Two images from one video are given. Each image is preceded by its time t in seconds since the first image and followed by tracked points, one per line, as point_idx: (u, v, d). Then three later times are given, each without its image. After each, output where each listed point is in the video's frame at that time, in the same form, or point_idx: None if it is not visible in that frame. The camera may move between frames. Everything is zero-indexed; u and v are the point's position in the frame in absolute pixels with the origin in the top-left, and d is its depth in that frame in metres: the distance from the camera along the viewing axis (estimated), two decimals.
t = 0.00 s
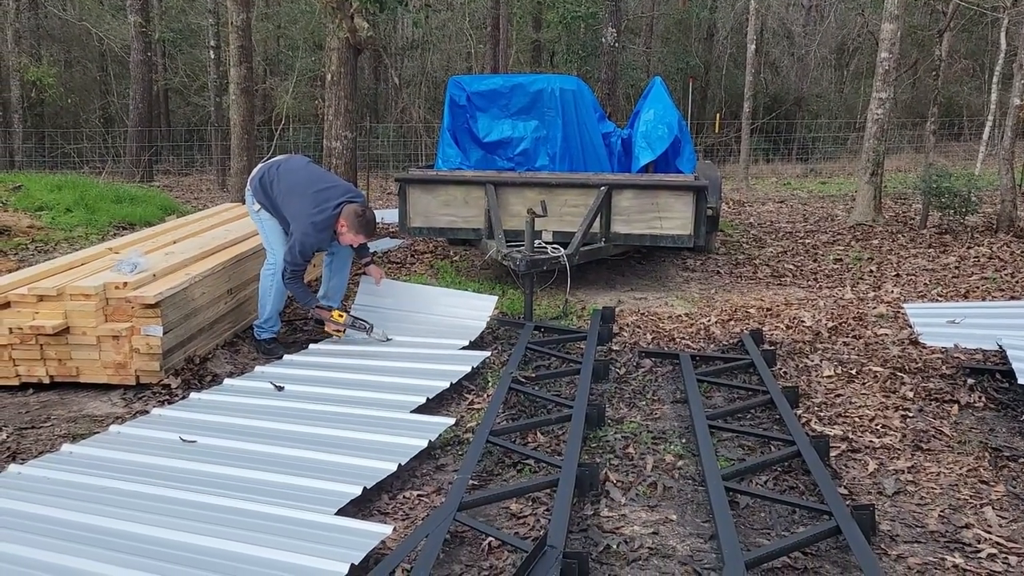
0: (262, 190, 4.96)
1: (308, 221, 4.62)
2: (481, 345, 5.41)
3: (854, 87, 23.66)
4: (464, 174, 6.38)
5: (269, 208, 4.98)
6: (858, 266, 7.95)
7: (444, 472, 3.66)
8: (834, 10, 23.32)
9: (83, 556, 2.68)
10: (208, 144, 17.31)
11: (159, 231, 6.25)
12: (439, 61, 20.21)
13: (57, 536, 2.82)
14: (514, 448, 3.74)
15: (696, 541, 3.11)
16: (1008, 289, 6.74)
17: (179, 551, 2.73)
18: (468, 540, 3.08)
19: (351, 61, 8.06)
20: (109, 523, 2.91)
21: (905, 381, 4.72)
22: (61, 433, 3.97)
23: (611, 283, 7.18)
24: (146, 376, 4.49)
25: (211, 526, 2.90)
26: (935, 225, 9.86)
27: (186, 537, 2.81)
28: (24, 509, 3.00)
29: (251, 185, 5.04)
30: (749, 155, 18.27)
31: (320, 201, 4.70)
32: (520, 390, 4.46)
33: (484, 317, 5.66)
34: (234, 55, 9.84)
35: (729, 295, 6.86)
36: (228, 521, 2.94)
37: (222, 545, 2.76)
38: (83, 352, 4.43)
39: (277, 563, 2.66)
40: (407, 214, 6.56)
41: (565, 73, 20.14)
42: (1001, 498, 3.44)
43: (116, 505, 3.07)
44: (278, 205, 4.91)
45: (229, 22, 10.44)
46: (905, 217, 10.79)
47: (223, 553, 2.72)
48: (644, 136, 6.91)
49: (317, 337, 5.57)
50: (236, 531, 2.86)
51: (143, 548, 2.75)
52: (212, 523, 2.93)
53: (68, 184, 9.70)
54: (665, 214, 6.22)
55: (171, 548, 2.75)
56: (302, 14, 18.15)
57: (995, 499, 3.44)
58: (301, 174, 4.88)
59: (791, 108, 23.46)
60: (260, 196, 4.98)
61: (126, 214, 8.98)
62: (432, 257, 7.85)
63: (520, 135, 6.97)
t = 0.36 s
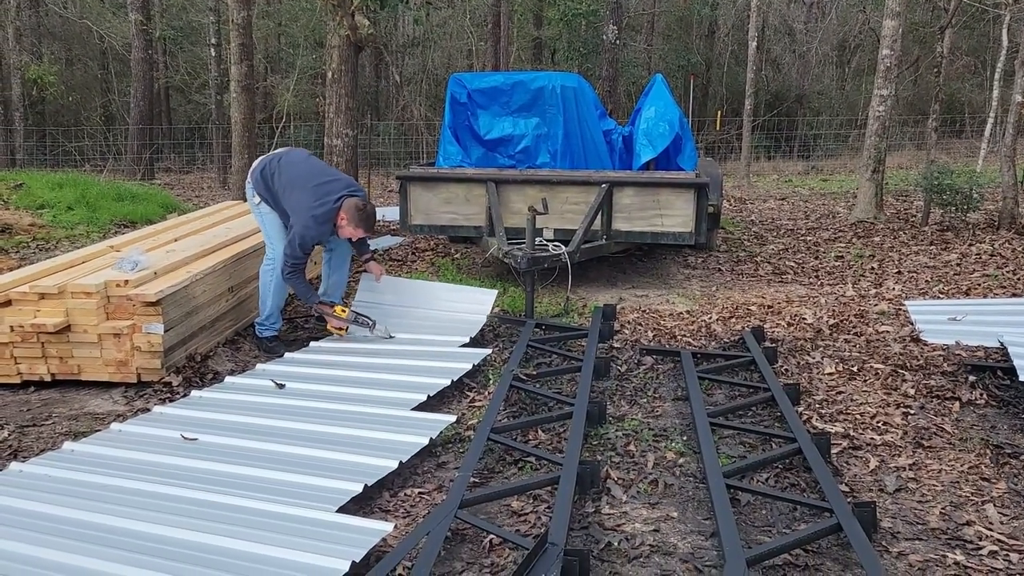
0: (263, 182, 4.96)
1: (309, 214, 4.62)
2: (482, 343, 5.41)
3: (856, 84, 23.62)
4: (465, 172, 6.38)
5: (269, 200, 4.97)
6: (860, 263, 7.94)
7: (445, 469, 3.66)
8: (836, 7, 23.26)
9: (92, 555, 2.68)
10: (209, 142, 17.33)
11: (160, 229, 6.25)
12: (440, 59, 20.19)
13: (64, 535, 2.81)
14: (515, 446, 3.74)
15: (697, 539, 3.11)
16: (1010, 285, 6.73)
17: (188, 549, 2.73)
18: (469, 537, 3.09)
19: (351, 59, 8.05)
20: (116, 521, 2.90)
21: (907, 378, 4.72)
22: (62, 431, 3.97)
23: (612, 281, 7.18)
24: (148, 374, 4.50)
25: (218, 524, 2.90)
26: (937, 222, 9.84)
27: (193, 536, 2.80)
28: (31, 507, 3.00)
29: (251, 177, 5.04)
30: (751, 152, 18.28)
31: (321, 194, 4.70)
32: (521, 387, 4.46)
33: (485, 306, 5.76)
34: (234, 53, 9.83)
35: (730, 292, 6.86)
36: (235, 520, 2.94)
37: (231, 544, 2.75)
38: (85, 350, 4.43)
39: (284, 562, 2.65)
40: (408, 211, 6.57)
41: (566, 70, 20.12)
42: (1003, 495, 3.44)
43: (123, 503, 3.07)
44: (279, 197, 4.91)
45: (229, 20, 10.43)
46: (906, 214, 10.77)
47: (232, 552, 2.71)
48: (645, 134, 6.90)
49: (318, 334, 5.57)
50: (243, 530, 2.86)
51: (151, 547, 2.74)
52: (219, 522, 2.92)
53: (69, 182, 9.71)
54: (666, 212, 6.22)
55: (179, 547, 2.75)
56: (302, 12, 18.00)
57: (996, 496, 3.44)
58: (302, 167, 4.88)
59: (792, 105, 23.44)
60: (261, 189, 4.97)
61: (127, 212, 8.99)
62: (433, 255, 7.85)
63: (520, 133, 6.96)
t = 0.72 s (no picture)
0: (264, 176, 4.93)
1: (316, 201, 4.62)
2: (482, 342, 5.41)
3: (856, 83, 23.64)
4: (465, 171, 6.38)
5: (271, 194, 4.94)
6: (860, 262, 7.93)
7: (444, 468, 3.67)
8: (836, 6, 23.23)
9: (102, 556, 2.67)
10: (209, 140, 17.35)
11: (158, 228, 6.24)
12: (441, 57, 20.20)
13: (73, 535, 2.80)
14: (515, 445, 3.74)
15: (697, 537, 3.11)
16: (1010, 284, 6.73)
17: (197, 549, 2.72)
18: (469, 536, 3.09)
19: (351, 58, 8.04)
20: (125, 521, 2.89)
21: (906, 376, 4.72)
22: (62, 429, 3.98)
23: (612, 279, 7.18)
24: (148, 372, 4.50)
25: (227, 524, 2.89)
26: (937, 221, 9.84)
27: (202, 536, 2.79)
28: (39, 507, 2.99)
29: (251, 171, 5.00)
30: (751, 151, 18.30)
31: (325, 182, 4.72)
32: (521, 385, 4.46)
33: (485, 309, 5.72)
34: (234, 52, 9.82)
35: (730, 291, 6.85)
36: (244, 520, 2.93)
37: (241, 544, 2.74)
38: (85, 348, 4.43)
39: (294, 562, 2.64)
40: (408, 210, 6.57)
41: (567, 68, 20.12)
42: (1002, 494, 3.44)
43: (131, 503, 3.06)
44: (281, 189, 4.89)
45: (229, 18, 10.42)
46: (906, 213, 10.77)
47: (242, 553, 2.70)
48: (645, 132, 6.90)
49: (319, 332, 5.57)
50: (252, 530, 2.85)
51: (160, 547, 2.74)
52: (228, 522, 2.91)
53: (69, 180, 9.71)
54: (666, 210, 6.22)
55: (188, 547, 2.74)
56: (302, 10, 18.01)
57: (996, 495, 3.44)
58: (303, 157, 4.90)
59: (793, 104, 23.46)
60: (260, 182, 4.94)
61: (127, 211, 9.00)
62: (433, 253, 7.85)
63: (520, 132, 6.95)
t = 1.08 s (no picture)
0: (264, 174, 4.92)
1: (316, 200, 4.62)
2: (482, 341, 5.42)
3: (857, 81, 23.60)
4: (465, 169, 6.38)
5: (271, 192, 4.94)
6: (860, 260, 7.93)
7: (444, 466, 3.67)
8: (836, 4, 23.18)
9: (111, 556, 2.66)
10: (210, 139, 17.36)
11: (158, 227, 6.24)
12: (440, 56, 20.17)
13: (82, 535, 2.80)
14: (515, 443, 3.74)
15: (697, 536, 3.11)
16: (1010, 282, 6.73)
17: (206, 549, 2.71)
18: (469, 534, 3.09)
19: (351, 57, 8.03)
20: (134, 521, 2.89)
21: (906, 374, 4.72)
22: (63, 428, 3.98)
23: (613, 278, 7.18)
24: (148, 371, 4.50)
25: (235, 524, 2.88)
26: (937, 219, 9.83)
27: (211, 536, 2.79)
28: (47, 507, 2.99)
29: (252, 168, 5.00)
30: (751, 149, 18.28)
31: (326, 182, 4.72)
32: (521, 384, 4.46)
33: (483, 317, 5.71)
34: (234, 51, 9.81)
35: (730, 289, 6.85)
36: (252, 519, 2.92)
37: (248, 544, 2.74)
38: (85, 347, 4.43)
39: (300, 562, 2.63)
40: (408, 209, 6.57)
41: (567, 67, 20.09)
42: (1002, 492, 3.44)
43: (139, 503, 3.06)
44: (282, 188, 4.89)
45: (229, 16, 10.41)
46: (907, 210, 10.77)
47: (251, 553, 2.70)
48: (645, 131, 6.89)
49: (319, 331, 5.58)
50: (260, 530, 2.84)
51: (167, 547, 2.73)
52: (235, 522, 2.90)
53: (69, 179, 9.71)
54: (667, 209, 6.22)
55: (196, 547, 2.73)
56: (302, 9, 17.99)
57: (996, 492, 3.44)
58: (305, 157, 4.89)
59: (793, 102, 23.45)
60: (260, 180, 4.93)
61: (128, 210, 9.00)
62: (433, 252, 7.85)
63: (520, 130, 6.95)
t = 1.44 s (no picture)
0: (270, 175, 4.90)
1: (335, 196, 4.70)
2: (482, 340, 5.42)
3: (857, 79, 23.60)
4: (465, 168, 6.37)
5: (277, 191, 4.92)
6: (860, 259, 7.92)
7: (444, 465, 3.67)
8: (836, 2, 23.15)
9: (119, 556, 2.66)
10: (209, 138, 17.36)
11: (157, 226, 6.24)
12: (440, 55, 20.16)
13: (90, 535, 2.79)
14: (514, 442, 3.75)
15: (696, 534, 3.12)
16: (1009, 281, 6.73)
17: (212, 549, 2.71)
18: (469, 532, 3.09)
19: (351, 56, 8.03)
20: (141, 521, 2.88)
21: (906, 373, 4.73)
22: (63, 427, 3.98)
23: (612, 277, 7.18)
24: (148, 370, 4.51)
25: (243, 524, 2.87)
26: (937, 218, 9.82)
27: (218, 536, 2.78)
28: (54, 507, 2.98)
29: (255, 169, 4.96)
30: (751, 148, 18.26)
31: (339, 176, 4.78)
32: (521, 383, 4.46)
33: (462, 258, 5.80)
34: (233, 50, 9.81)
35: (730, 288, 6.85)
36: (259, 519, 2.92)
37: (255, 544, 2.73)
38: (84, 346, 4.43)
39: (308, 562, 2.63)
40: (408, 208, 6.57)
41: (567, 65, 20.06)
42: (1001, 491, 3.44)
43: (144, 502, 3.05)
44: (290, 187, 4.89)
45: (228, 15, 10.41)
46: (906, 209, 10.77)
47: (258, 553, 2.69)
48: (645, 130, 6.90)
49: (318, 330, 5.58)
50: (267, 530, 2.83)
51: (175, 547, 2.72)
52: (242, 521, 2.90)
53: (69, 179, 9.70)
54: (666, 207, 6.22)
55: (202, 547, 2.73)
56: (302, 8, 17.96)
57: (995, 491, 3.44)
58: (311, 153, 4.91)
59: (793, 101, 23.45)
60: (267, 180, 4.90)
61: (127, 209, 9.00)
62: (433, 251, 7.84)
63: (520, 129, 6.94)
